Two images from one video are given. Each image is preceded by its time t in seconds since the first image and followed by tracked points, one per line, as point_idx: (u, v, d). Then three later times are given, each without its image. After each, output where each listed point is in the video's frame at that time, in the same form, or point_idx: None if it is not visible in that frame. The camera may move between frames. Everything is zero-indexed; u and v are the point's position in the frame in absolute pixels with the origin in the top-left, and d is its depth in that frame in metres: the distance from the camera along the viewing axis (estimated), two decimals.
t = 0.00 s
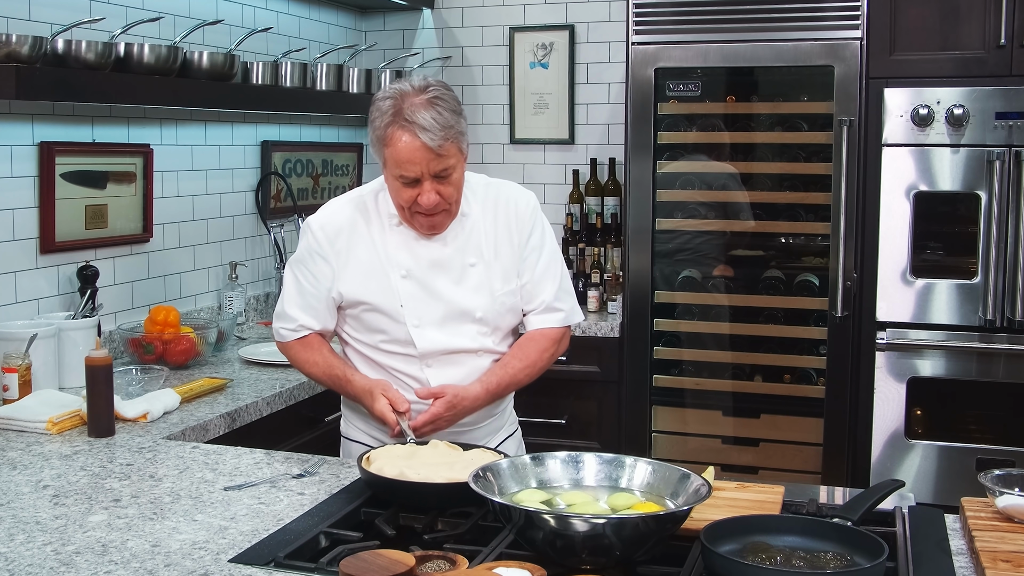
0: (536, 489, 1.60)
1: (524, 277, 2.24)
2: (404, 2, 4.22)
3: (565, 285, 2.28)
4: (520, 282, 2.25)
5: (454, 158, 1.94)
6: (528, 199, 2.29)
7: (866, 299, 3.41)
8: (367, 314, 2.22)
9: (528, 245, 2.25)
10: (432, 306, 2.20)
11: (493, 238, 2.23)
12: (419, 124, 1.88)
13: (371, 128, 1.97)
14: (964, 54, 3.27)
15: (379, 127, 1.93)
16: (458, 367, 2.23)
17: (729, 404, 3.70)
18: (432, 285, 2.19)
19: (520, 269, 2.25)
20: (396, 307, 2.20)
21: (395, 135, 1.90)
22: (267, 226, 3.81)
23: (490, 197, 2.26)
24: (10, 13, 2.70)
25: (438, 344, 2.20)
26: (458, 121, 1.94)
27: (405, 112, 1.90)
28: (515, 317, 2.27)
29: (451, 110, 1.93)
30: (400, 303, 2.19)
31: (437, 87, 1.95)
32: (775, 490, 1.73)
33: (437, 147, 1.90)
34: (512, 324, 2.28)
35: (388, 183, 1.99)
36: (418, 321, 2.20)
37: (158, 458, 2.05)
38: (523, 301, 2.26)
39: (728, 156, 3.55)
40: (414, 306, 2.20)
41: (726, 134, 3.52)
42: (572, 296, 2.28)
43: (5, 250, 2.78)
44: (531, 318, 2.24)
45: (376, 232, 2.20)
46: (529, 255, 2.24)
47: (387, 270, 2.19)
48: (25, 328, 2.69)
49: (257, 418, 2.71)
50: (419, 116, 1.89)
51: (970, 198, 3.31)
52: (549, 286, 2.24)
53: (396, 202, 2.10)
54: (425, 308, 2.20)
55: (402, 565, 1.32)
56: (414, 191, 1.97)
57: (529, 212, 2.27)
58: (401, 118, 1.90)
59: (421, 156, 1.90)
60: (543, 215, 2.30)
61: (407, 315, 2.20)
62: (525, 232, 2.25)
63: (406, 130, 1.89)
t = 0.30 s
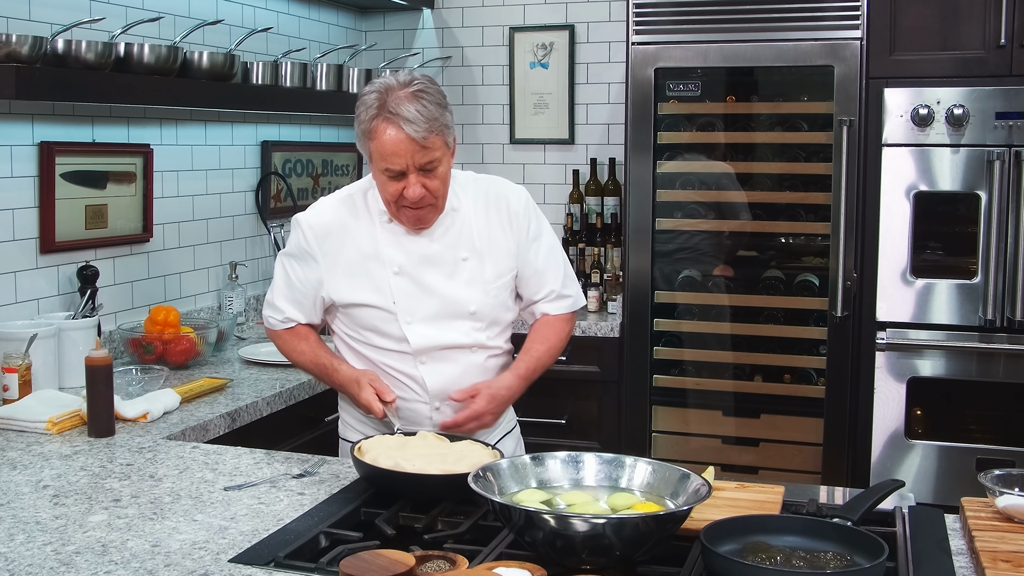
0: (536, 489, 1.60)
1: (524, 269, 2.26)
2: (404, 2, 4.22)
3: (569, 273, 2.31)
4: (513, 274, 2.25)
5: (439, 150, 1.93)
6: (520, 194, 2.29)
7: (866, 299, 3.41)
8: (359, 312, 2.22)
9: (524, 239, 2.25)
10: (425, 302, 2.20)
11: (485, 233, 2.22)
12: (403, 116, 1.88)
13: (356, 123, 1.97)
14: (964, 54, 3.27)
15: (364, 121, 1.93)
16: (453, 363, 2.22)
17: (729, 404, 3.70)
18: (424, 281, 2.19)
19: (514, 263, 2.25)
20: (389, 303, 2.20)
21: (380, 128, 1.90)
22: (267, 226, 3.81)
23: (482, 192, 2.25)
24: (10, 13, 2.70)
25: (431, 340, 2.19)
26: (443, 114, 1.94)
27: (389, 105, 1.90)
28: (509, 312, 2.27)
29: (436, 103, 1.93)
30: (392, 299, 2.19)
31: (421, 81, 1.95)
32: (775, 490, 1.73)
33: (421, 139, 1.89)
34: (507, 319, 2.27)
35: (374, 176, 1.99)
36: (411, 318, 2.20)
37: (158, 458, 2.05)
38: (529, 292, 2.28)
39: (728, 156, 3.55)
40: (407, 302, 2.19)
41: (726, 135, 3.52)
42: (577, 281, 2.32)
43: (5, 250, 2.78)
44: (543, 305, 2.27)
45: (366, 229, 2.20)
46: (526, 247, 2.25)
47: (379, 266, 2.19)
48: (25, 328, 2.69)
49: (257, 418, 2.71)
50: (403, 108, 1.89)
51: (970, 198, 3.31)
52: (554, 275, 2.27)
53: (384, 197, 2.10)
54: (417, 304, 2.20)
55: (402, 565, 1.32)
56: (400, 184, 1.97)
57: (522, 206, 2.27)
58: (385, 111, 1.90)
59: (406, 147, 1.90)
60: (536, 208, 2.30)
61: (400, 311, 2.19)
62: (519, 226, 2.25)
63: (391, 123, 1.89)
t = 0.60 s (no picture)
0: (536, 489, 1.60)
1: (527, 262, 2.32)
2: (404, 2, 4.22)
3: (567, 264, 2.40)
4: (509, 268, 2.28)
5: (434, 141, 1.93)
6: (514, 191, 2.34)
7: (866, 299, 3.41)
8: (356, 308, 2.21)
9: (523, 233, 2.30)
10: (424, 295, 2.19)
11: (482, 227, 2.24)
12: (400, 106, 1.89)
13: (353, 116, 1.98)
14: (964, 54, 3.27)
15: (361, 112, 1.93)
16: (451, 359, 2.21)
17: (729, 404, 3.70)
18: (423, 274, 2.19)
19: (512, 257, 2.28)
20: (388, 297, 2.19)
21: (377, 119, 1.91)
22: (267, 226, 3.81)
23: (478, 188, 2.28)
24: (10, 13, 2.70)
25: (431, 334, 2.18)
26: (439, 106, 1.95)
27: (386, 96, 1.90)
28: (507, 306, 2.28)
29: (433, 96, 1.94)
30: (390, 293, 2.18)
31: (418, 74, 1.97)
32: (775, 490, 1.73)
33: (417, 128, 1.90)
34: (504, 313, 2.27)
35: (370, 168, 1.98)
36: (409, 311, 2.19)
37: (158, 458, 2.05)
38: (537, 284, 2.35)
39: (728, 156, 3.55)
40: (405, 296, 2.19)
41: (726, 135, 3.52)
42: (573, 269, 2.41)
43: (5, 250, 2.78)
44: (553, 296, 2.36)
45: (363, 223, 2.20)
46: (526, 241, 2.30)
47: (375, 260, 2.19)
48: (26, 328, 2.69)
49: (256, 418, 2.70)
50: (401, 99, 1.89)
51: (970, 198, 3.32)
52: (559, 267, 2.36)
53: (380, 191, 2.10)
54: (416, 297, 2.19)
55: (402, 565, 1.32)
56: (395, 175, 1.96)
57: (518, 203, 2.31)
58: (382, 101, 1.91)
59: (402, 137, 1.90)
60: (530, 205, 2.35)
61: (398, 304, 2.18)
62: (517, 222, 2.29)
63: (388, 113, 1.90)
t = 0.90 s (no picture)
0: (536, 489, 1.60)
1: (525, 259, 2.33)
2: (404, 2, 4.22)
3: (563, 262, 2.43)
4: (507, 264, 2.29)
5: (434, 124, 1.95)
6: (511, 190, 2.35)
7: (866, 299, 3.41)
8: (355, 304, 2.20)
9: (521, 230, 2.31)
10: (424, 289, 2.19)
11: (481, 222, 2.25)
12: (401, 87, 1.91)
13: (353, 102, 1.99)
14: (964, 54, 3.27)
15: (362, 95, 1.95)
16: (452, 354, 2.21)
17: (730, 404, 3.69)
18: (423, 268, 2.19)
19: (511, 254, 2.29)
20: (388, 292, 2.18)
21: (378, 100, 1.93)
22: (267, 226, 3.81)
23: (476, 185, 2.29)
24: (10, 13, 2.70)
25: (432, 328, 2.18)
26: (440, 92, 1.97)
27: (387, 78, 1.93)
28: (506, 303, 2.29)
29: (433, 81, 1.96)
30: (390, 287, 2.18)
31: (419, 61, 1.99)
32: (775, 490, 1.73)
33: (418, 109, 1.92)
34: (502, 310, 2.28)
35: (369, 152, 1.99)
36: (410, 306, 2.18)
37: (158, 458, 2.05)
38: (535, 282, 2.36)
39: (728, 156, 3.55)
40: (405, 290, 2.18)
41: (726, 135, 3.52)
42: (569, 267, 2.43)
43: (5, 250, 2.78)
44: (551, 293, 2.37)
45: (363, 218, 2.20)
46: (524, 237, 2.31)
47: (375, 254, 2.19)
48: (26, 328, 2.69)
49: (256, 418, 2.70)
50: (402, 80, 1.91)
51: (970, 198, 3.32)
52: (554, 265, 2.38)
53: (379, 181, 2.11)
54: (416, 291, 2.19)
55: (402, 565, 1.32)
56: (394, 158, 1.97)
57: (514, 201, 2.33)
58: (383, 83, 1.93)
59: (402, 117, 1.91)
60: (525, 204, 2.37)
61: (399, 298, 2.18)
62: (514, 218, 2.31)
63: (388, 94, 1.92)
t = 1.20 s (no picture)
0: (536, 489, 1.60)
1: (523, 258, 2.32)
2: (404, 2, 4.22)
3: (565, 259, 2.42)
4: (506, 264, 2.29)
5: (433, 124, 1.95)
6: (510, 189, 2.35)
7: (866, 299, 3.41)
8: (353, 303, 2.20)
9: (519, 229, 2.31)
10: (422, 289, 2.19)
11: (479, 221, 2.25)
12: (401, 87, 1.91)
13: (353, 100, 1.99)
14: (964, 54, 3.27)
15: (362, 93, 1.95)
16: (450, 354, 2.21)
17: (730, 404, 3.69)
18: (421, 268, 2.19)
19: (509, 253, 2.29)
20: (386, 292, 2.18)
21: (378, 100, 1.92)
22: (267, 226, 3.81)
23: (475, 184, 2.29)
24: (10, 13, 2.70)
25: (430, 328, 2.18)
26: (440, 92, 1.97)
27: (387, 78, 1.92)
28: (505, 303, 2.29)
29: (433, 81, 1.96)
30: (389, 287, 2.18)
31: (420, 61, 1.99)
32: (775, 490, 1.73)
33: (417, 110, 1.92)
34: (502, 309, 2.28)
35: (367, 151, 1.99)
36: (409, 306, 2.18)
37: (158, 458, 2.05)
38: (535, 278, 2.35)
39: (728, 156, 3.55)
40: (403, 290, 2.19)
41: (726, 135, 3.51)
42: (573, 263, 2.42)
43: (5, 249, 2.78)
44: (551, 291, 2.37)
45: (361, 217, 2.20)
46: (523, 236, 2.31)
47: (373, 254, 2.19)
48: (26, 328, 2.69)
49: (256, 418, 2.70)
50: (402, 80, 1.91)
51: (970, 198, 3.32)
52: (556, 261, 2.37)
53: (378, 180, 2.11)
54: (414, 291, 2.19)
55: (402, 565, 1.32)
56: (393, 158, 1.97)
57: (513, 199, 2.33)
58: (383, 82, 1.92)
59: (401, 117, 1.91)
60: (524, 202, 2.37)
61: (397, 298, 2.18)
62: (513, 217, 2.31)
63: (388, 94, 1.92)
